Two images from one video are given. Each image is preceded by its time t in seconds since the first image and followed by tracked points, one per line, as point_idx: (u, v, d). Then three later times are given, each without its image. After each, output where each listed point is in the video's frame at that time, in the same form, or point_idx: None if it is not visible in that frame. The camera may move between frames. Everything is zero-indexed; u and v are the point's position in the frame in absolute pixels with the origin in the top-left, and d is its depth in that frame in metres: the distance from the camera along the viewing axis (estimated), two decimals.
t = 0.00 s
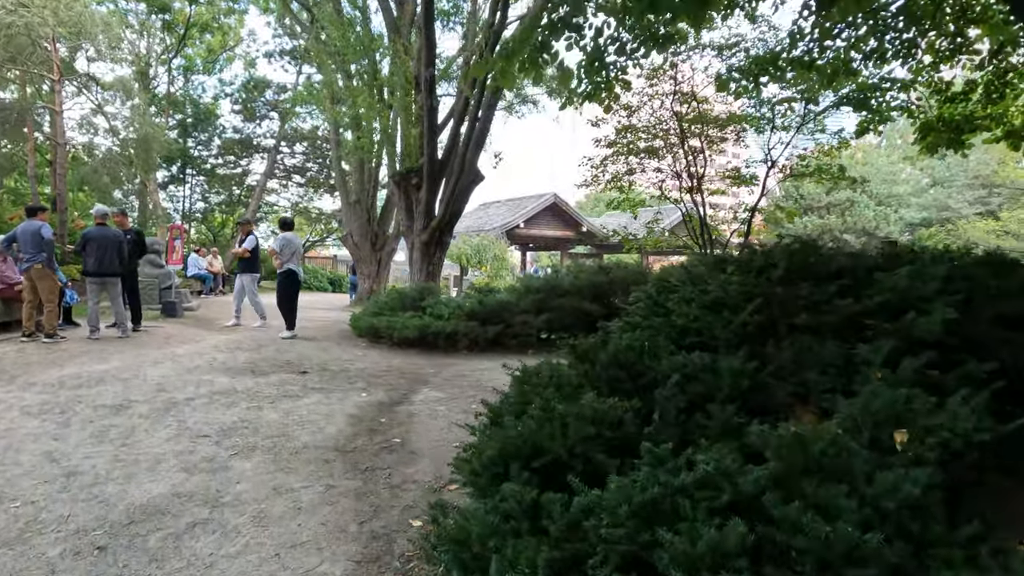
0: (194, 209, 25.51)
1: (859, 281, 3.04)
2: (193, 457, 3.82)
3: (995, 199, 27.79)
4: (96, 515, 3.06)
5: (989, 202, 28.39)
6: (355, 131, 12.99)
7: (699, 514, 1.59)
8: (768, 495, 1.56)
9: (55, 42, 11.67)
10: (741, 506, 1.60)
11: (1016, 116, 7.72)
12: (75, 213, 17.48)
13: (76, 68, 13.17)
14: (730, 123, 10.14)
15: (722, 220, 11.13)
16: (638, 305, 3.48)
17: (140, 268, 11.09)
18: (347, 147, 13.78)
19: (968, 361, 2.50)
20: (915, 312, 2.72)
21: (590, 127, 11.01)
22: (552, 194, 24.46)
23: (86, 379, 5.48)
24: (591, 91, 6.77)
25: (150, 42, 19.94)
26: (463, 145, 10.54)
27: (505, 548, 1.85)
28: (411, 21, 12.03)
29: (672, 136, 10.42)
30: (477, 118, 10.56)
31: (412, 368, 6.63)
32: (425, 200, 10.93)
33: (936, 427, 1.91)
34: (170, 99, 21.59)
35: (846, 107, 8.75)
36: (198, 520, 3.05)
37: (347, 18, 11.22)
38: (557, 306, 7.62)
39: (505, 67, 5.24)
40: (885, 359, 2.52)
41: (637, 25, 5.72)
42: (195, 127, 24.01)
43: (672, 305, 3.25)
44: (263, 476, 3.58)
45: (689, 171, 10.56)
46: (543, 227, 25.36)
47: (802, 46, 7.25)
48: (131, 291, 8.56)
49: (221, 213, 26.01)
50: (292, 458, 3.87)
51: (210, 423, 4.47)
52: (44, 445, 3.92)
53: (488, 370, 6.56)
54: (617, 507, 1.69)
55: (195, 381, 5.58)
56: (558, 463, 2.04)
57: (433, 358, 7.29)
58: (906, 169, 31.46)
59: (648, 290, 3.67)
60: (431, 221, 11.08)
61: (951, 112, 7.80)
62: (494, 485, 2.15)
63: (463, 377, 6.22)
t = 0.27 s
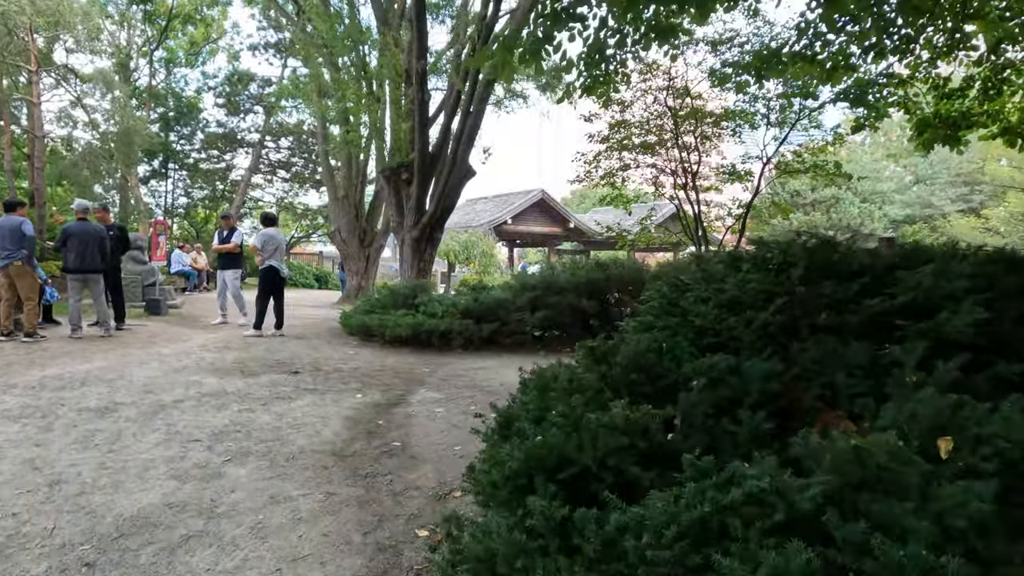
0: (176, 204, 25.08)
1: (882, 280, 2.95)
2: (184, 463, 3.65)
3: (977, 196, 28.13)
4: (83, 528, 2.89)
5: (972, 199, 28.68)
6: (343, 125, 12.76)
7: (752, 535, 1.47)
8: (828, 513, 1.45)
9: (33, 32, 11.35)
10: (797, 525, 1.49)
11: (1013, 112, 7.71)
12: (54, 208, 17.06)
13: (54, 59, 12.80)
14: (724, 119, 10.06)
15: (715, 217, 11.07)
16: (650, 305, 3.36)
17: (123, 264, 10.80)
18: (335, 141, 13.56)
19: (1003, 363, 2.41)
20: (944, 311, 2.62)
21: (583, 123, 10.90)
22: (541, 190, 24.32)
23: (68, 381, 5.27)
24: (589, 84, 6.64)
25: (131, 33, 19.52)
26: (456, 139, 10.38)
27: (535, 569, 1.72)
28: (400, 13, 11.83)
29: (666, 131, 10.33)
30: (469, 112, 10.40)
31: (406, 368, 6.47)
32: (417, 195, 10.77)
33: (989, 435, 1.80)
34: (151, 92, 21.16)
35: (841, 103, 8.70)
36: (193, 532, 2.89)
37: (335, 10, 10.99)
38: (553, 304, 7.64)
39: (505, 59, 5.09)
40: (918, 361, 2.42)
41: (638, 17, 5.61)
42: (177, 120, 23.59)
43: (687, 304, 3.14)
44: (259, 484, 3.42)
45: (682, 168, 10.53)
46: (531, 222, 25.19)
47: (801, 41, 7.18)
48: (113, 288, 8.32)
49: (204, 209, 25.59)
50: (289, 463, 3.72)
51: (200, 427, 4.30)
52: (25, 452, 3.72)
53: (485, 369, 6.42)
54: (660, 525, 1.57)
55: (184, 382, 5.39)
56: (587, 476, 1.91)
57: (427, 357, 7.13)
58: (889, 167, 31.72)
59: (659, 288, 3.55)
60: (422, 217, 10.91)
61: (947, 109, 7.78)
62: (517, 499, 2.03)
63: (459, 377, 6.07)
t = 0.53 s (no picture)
0: (158, 201, 24.66)
1: (897, 281, 2.86)
2: (170, 472, 3.50)
3: (959, 195, 28.47)
4: (63, 544, 2.74)
5: (954, 198, 28.98)
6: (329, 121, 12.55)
7: (794, 559, 1.38)
8: (877, 536, 1.35)
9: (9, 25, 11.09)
10: (842, 549, 1.39)
11: (1005, 111, 7.70)
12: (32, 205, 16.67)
13: (31, 52, 12.47)
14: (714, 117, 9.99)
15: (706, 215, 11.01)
16: (657, 306, 3.26)
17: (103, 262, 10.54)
18: (321, 138, 13.34)
19: None
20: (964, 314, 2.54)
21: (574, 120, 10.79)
22: (528, 188, 24.20)
23: (47, 384, 5.07)
24: (583, 80, 6.53)
25: (110, 27, 19.12)
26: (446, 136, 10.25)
27: None
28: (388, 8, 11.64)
29: (658, 129, 10.26)
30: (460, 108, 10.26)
31: (397, 369, 6.32)
32: (406, 193, 10.60)
33: None
34: (132, 87, 20.75)
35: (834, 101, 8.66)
36: (181, 547, 2.74)
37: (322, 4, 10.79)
38: (546, 303, 7.54)
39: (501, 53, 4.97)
40: (940, 366, 2.34)
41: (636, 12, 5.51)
42: (158, 116, 23.18)
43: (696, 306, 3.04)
44: (249, 494, 3.27)
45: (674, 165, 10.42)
46: (518, 220, 25.12)
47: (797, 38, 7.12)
48: (95, 287, 8.09)
49: (186, 206, 25.18)
50: (280, 472, 3.57)
51: (186, 433, 4.13)
52: (1, 462, 3.55)
53: (478, 370, 6.29)
54: (694, 549, 1.46)
55: (168, 385, 5.21)
56: (605, 491, 1.82)
57: (418, 357, 6.99)
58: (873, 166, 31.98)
59: (664, 290, 3.45)
60: (411, 215, 10.74)
61: (940, 107, 7.77)
62: (531, 514, 1.92)
63: (453, 378, 5.94)
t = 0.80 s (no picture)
0: (136, 197, 24.16)
1: (911, 279, 2.76)
2: (148, 481, 3.31)
3: (939, 194, 28.76)
4: (31, 561, 2.55)
5: (933, 198, 29.30)
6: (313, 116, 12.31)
7: None
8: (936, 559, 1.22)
9: None
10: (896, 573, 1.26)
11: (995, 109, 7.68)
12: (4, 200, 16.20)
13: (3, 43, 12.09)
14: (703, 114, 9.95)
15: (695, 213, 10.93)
16: (660, 305, 3.13)
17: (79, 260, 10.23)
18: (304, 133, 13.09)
19: None
20: (984, 313, 2.44)
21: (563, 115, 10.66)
22: (513, 186, 24.06)
23: (17, 387, 4.84)
24: (575, 74, 6.40)
25: (87, 18, 18.65)
26: (433, 131, 10.07)
27: None
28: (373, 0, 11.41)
29: (647, 126, 10.17)
30: (447, 102, 10.08)
31: (385, 369, 6.14)
32: (392, 189, 10.40)
33: None
34: (109, 80, 20.28)
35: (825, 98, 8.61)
36: (158, 563, 2.56)
37: None
38: (536, 302, 7.41)
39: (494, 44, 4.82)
40: (965, 367, 2.23)
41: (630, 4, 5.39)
42: (137, 110, 22.70)
43: (703, 305, 2.91)
44: (232, 504, 3.10)
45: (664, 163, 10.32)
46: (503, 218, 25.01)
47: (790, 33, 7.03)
48: (70, 285, 7.82)
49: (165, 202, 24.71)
50: (265, 479, 3.40)
51: (165, 438, 3.94)
52: None
53: (468, 370, 6.13)
54: None
55: (145, 387, 5.00)
56: (624, 506, 1.69)
57: (406, 357, 6.82)
58: (855, 165, 32.23)
59: (667, 288, 3.32)
60: (397, 211, 10.54)
61: (932, 105, 7.73)
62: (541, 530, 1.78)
63: (442, 378, 5.78)
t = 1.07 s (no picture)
0: (109, 194, 23.56)
1: (926, 284, 2.62)
2: (110, 501, 3.07)
3: (916, 194, 29.11)
4: None
5: (910, 198, 29.65)
6: (291, 112, 12.01)
7: None
8: None
9: None
10: None
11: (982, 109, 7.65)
12: None
13: None
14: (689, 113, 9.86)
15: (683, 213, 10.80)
16: (660, 311, 2.97)
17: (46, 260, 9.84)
18: (282, 129, 12.76)
19: None
20: (1006, 320, 2.31)
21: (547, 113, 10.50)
22: (496, 184, 23.86)
23: None
24: (564, 69, 6.25)
25: (56, 10, 18.09)
26: (415, 128, 9.84)
27: None
28: None
29: (634, 124, 10.03)
30: (429, 99, 9.84)
31: (366, 374, 5.92)
32: (372, 187, 10.15)
33: None
34: (80, 74, 19.72)
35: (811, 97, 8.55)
36: None
37: None
38: (522, 304, 7.24)
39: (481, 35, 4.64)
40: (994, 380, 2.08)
41: None
42: (109, 106, 22.12)
43: (707, 311, 2.75)
44: (202, 527, 2.87)
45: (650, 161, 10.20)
46: (485, 217, 24.84)
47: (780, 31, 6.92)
48: (35, 287, 7.48)
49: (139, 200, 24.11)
50: (238, 497, 3.17)
51: (131, 452, 3.69)
52: None
53: (453, 375, 5.93)
54: None
55: (112, 395, 4.73)
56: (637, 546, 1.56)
57: (388, 361, 6.60)
58: (833, 165, 32.50)
59: (666, 292, 3.15)
60: (378, 210, 10.29)
61: (920, 104, 7.69)
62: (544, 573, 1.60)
63: (426, 384, 5.57)
